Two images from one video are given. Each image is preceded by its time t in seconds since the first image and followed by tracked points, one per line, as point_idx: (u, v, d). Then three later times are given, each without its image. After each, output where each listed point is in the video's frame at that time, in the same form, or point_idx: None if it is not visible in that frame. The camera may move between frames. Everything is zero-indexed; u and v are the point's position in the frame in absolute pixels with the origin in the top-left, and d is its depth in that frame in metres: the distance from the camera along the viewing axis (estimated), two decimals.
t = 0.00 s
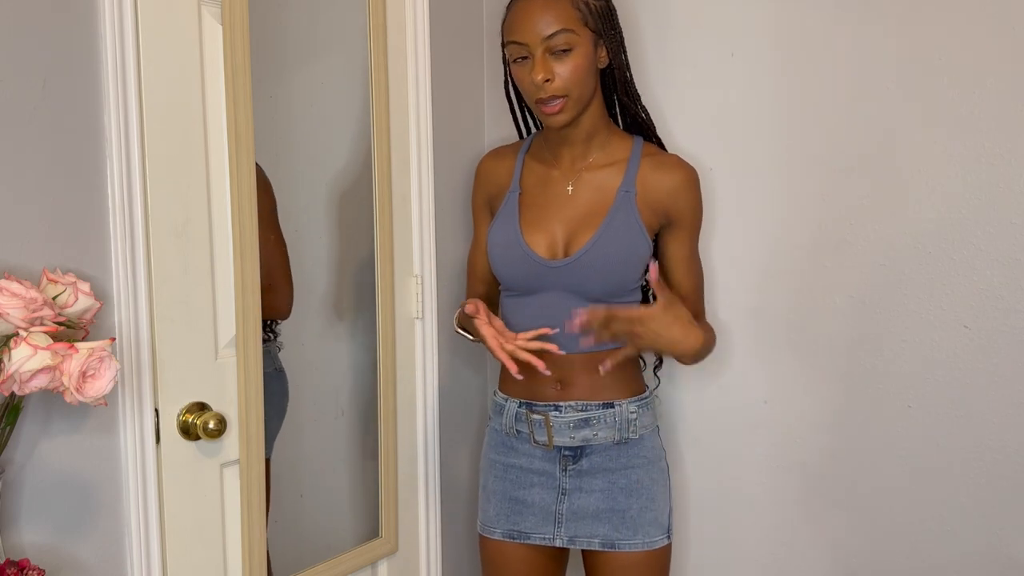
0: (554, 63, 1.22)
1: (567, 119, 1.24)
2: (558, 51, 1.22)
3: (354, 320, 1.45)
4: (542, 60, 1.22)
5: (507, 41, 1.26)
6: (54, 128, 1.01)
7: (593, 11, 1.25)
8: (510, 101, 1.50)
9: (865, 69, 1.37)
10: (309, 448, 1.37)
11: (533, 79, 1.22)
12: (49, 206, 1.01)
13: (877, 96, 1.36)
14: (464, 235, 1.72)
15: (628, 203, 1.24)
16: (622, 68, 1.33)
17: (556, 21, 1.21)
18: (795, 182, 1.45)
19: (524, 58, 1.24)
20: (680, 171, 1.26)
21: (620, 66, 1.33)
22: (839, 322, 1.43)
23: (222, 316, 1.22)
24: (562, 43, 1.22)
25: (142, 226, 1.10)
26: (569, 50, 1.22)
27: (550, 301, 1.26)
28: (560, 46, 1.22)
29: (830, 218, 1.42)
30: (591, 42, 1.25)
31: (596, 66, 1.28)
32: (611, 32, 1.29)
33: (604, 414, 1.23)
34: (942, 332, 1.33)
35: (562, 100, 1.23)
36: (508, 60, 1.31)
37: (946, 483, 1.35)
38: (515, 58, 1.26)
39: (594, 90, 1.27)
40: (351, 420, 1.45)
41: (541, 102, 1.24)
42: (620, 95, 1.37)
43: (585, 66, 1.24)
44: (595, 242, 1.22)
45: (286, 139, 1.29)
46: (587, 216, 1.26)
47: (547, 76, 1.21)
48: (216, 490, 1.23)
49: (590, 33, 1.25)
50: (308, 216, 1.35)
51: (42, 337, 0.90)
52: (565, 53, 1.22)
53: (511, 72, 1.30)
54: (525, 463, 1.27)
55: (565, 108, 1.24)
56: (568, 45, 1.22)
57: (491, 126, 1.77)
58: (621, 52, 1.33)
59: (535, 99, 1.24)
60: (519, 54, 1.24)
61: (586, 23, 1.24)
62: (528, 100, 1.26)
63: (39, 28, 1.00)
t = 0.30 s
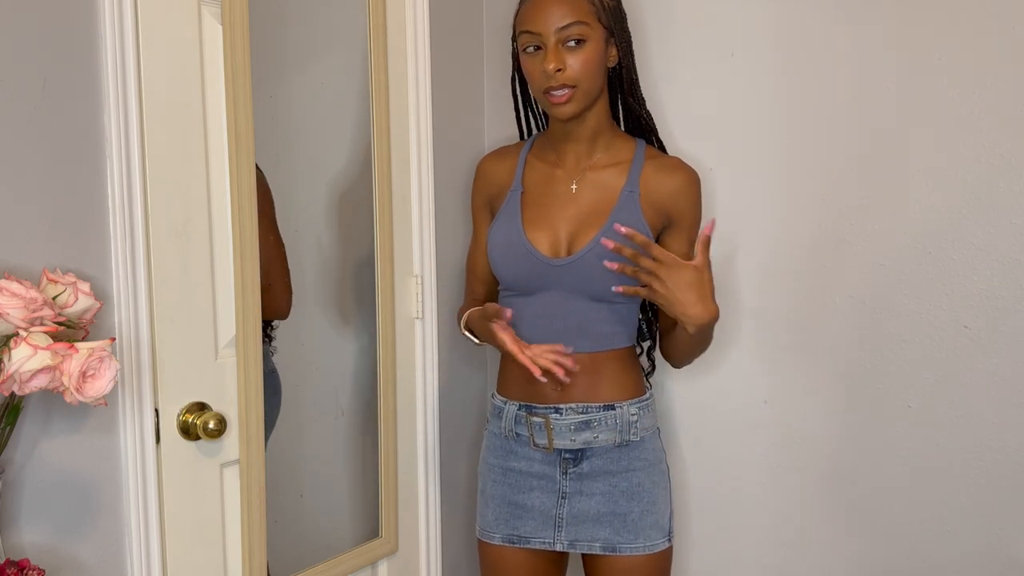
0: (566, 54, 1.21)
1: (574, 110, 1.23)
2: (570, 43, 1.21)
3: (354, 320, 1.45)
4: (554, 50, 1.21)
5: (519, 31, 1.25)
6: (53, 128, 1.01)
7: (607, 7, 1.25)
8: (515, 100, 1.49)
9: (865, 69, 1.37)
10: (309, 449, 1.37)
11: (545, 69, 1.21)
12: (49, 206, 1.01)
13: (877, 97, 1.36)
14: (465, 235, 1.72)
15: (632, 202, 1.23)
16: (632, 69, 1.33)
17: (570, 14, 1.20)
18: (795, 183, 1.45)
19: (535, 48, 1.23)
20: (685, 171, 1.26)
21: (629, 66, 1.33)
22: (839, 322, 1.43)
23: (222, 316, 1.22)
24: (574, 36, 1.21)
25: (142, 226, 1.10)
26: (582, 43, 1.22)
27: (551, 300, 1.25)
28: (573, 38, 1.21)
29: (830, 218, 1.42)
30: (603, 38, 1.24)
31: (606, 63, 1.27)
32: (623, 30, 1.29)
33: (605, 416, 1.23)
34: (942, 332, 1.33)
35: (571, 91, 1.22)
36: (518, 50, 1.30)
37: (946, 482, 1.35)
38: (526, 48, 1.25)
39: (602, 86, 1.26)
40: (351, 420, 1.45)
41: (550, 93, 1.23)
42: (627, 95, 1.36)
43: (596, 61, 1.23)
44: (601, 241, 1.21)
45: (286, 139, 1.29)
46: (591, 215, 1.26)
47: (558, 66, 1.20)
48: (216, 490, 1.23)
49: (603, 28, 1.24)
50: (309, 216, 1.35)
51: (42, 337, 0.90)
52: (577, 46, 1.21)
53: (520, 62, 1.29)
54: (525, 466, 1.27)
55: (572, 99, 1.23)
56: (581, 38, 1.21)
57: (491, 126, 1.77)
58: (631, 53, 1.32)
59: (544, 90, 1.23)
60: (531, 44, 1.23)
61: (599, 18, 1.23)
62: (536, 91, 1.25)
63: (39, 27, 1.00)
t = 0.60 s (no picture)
0: (571, 53, 1.21)
1: (578, 111, 1.23)
2: (576, 41, 1.21)
3: (353, 320, 1.45)
4: (560, 48, 1.21)
5: (523, 28, 1.24)
6: (54, 128, 1.01)
7: (612, 7, 1.25)
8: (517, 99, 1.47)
9: (864, 69, 1.37)
10: (309, 448, 1.37)
11: (550, 66, 1.20)
12: (49, 206, 1.01)
13: (876, 97, 1.36)
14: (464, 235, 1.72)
15: (636, 202, 1.23)
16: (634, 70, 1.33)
17: (575, 12, 1.20)
18: (795, 183, 1.45)
19: (540, 45, 1.23)
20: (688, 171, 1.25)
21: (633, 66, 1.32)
22: (839, 322, 1.43)
23: (222, 316, 1.22)
24: (580, 34, 1.21)
25: (142, 226, 1.10)
26: (587, 41, 1.21)
27: (553, 302, 1.25)
28: (578, 36, 1.21)
29: (830, 218, 1.42)
30: (608, 38, 1.24)
31: (609, 63, 1.27)
32: (627, 32, 1.29)
33: (608, 420, 1.23)
34: (942, 332, 1.33)
35: (575, 91, 1.22)
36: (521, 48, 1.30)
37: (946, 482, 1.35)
38: (530, 45, 1.24)
39: (605, 88, 1.26)
40: (351, 420, 1.46)
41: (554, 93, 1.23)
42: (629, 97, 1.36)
43: (601, 61, 1.23)
44: (604, 241, 1.21)
45: (286, 139, 1.29)
46: (594, 216, 1.25)
47: (564, 64, 1.20)
48: (216, 490, 1.23)
49: (608, 29, 1.24)
50: (309, 216, 1.35)
51: (42, 337, 0.90)
52: (582, 44, 1.21)
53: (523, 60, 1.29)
54: (527, 471, 1.27)
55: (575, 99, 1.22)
56: (586, 36, 1.21)
57: (490, 126, 1.77)
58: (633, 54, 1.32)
59: (548, 88, 1.22)
60: (536, 41, 1.23)
61: (604, 18, 1.23)
62: (540, 90, 1.24)
63: (39, 28, 1.00)
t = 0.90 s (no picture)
0: (569, 56, 1.20)
1: (577, 114, 1.23)
2: (574, 44, 1.21)
3: (353, 320, 1.45)
4: (558, 51, 1.21)
5: (521, 32, 1.24)
6: (54, 128, 1.01)
7: (610, 8, 1.25)
8: (518, 99, 1.47)
9: (865, 69, 1.37)
10: (309, 448, 1.37)
11: (549, 71, 1.20)
12: (50, 206, 1.01)
13: (876, 97, 1.36)
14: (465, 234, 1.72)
15: (635, 201, 1.23)
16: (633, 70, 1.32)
17: (574, 14, 1.20)
18: (795, 183, 1.45)
19: (538, 48, 1.22)
20: (688, 170, 1.25)
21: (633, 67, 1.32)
22: (839, 322, 1.43)
23: (222, 316, 1.22)
24: (578, 37, 1.20)
25: (142, 227, 1.10)
26: (586, 44, 1.21)
27: (553, 303, 1.25)
28: (577, 39, 1.20)
29: (830, 218, 1.42)
30: (606, 39, 1.24)
31: (608, 65, 1.27)
32: (625, 33, 1.28)
33: (608, 420, 1.22)
34: (942, 332, 1.33)
35: (574, 95, 1.21)
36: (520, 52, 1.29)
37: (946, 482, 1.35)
38: (528, 48, 1.24)
39: (604, 90, 1.26)
40: (351, 420, 1.46)
41: (553, 96, 1.22)
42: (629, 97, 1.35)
43: (600, 63, 1.23)
44: (604, 241, 1.20)
45: (286, 139, 1.29)
46: (593, 216, 1.25)
47: (563, 68, 1.19)
48: (216, 490, 1.23)
49: (607, 30, 1.24)
50: (309, 215, 1.35)
51: (42, 337, 0.90)
52: (580, 47, 1.21)
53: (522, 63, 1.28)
54: (527, 470, 1.27)
55: (575, 104, 1.22)
56: (585, 39, 1.21)
57: (491, 126, 1.77)
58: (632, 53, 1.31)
59: (547, 93, 1.22)
60: (534, 45, 1.22)
61: (603, 20, 1.23)
62: (539, 93, 1.24)
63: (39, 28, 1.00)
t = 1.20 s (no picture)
0: (566, 57, 1.20)
1: (575, 114, 1.22)
2: (571, 45, 1.20)
3: (353, 321, 1.45)
4: (555, 52, 1.20)
5: (518, 33, 1.24)
6: (54, 129, 1.01)
7: (608, 7, 1.24)
8: (519, 99, 1.47)
9: (865, 69, 1.37)
10: (309, 448, 1.37)
11: (545, 72, 1.20)
12: (50, 207, 1.02)
13: (876, 96, 1.36)
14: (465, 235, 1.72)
15: (634, 200, 1.22)
16: (632, 70, 1.32)
17: (570, 14, 1.19)
18: (795, 183, 1.45)
19: (534, 49, 1.22)
20: (687, 167, 1.25)
21: (634, 67, 1.32)
22: (839, 322, 1.43)
23: (222, 316, 1.22)
24: (574, 37, 1.20)
25: (142, 227, 1.10)
26: (582, 44, 1.20)
27: (553, 303, 1.25)
28: (573, 39, 1.20)
29: (831, 218, 1.42)
30: (604, 39, 1.23)
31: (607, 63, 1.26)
32: (624, 31, 1.28)
33: (608, 421, 1.22)
34: (942, 332, 1.33)
35: (571, 96, 1.21)
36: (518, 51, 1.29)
37: (946, 482, 1.35)
38: (526, 49, 1.24)
39: (602, 89, 1.25)
40: (351, 420, 1.46)
41: (550, 97, 1.22)
42: (629, 97, 1.35)
43: (597, 62, 1.22)
44: (603, 241, 1.20)
45: (286, 139, 1.29)
46: (593, 216, 1.25)
47: (559, 69, 1.19)
48: (216, 490, 1.23)
49: (604, 29, 1.23)
50: (308, 216, 1.35)
51: (42, 337, 0.90)
52: (577, 47, 1.20)
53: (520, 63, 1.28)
54: (526, 470, 1.27)
55: (571, 104, 1.22)
56: (581, 39, 1.20)
57: (491, 126, 1.78)
58: (631, 52, 1.31)
59: (544, 93, 1.22)
60: (530, 46, 1.22)
61: (600, 19, 1.22)
62: (536, 94, 1.23)
63: (38, 28, 1.00)
